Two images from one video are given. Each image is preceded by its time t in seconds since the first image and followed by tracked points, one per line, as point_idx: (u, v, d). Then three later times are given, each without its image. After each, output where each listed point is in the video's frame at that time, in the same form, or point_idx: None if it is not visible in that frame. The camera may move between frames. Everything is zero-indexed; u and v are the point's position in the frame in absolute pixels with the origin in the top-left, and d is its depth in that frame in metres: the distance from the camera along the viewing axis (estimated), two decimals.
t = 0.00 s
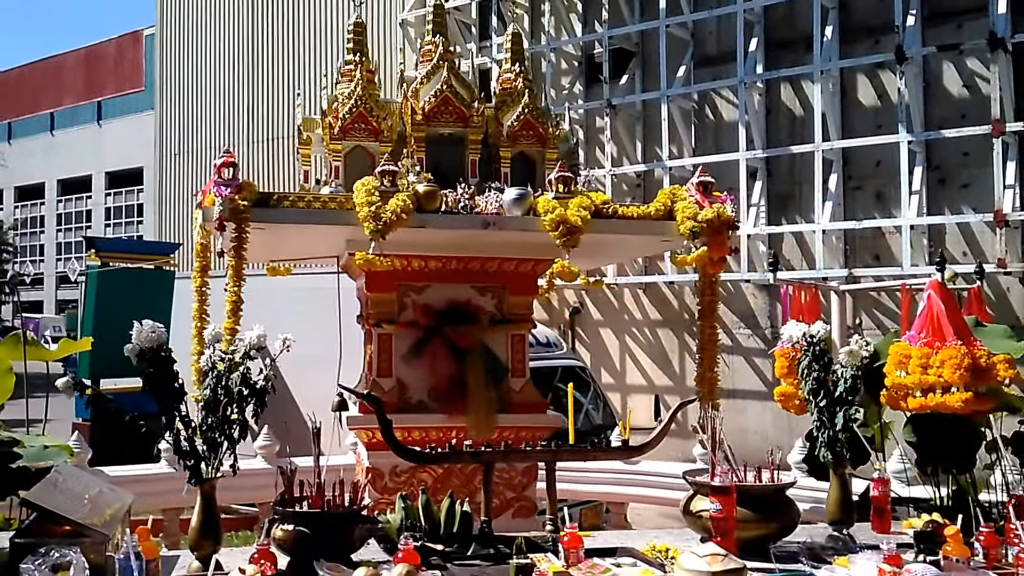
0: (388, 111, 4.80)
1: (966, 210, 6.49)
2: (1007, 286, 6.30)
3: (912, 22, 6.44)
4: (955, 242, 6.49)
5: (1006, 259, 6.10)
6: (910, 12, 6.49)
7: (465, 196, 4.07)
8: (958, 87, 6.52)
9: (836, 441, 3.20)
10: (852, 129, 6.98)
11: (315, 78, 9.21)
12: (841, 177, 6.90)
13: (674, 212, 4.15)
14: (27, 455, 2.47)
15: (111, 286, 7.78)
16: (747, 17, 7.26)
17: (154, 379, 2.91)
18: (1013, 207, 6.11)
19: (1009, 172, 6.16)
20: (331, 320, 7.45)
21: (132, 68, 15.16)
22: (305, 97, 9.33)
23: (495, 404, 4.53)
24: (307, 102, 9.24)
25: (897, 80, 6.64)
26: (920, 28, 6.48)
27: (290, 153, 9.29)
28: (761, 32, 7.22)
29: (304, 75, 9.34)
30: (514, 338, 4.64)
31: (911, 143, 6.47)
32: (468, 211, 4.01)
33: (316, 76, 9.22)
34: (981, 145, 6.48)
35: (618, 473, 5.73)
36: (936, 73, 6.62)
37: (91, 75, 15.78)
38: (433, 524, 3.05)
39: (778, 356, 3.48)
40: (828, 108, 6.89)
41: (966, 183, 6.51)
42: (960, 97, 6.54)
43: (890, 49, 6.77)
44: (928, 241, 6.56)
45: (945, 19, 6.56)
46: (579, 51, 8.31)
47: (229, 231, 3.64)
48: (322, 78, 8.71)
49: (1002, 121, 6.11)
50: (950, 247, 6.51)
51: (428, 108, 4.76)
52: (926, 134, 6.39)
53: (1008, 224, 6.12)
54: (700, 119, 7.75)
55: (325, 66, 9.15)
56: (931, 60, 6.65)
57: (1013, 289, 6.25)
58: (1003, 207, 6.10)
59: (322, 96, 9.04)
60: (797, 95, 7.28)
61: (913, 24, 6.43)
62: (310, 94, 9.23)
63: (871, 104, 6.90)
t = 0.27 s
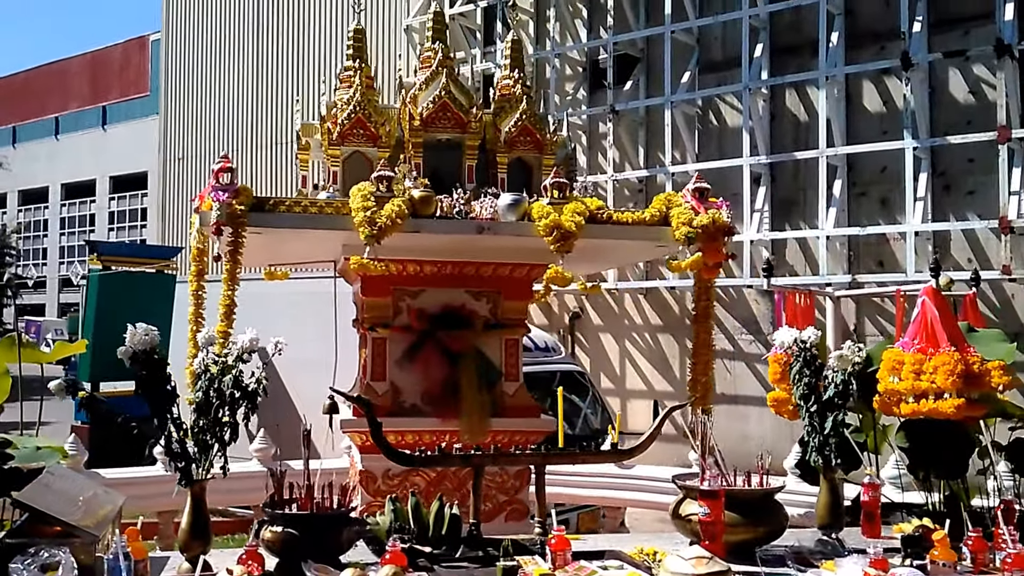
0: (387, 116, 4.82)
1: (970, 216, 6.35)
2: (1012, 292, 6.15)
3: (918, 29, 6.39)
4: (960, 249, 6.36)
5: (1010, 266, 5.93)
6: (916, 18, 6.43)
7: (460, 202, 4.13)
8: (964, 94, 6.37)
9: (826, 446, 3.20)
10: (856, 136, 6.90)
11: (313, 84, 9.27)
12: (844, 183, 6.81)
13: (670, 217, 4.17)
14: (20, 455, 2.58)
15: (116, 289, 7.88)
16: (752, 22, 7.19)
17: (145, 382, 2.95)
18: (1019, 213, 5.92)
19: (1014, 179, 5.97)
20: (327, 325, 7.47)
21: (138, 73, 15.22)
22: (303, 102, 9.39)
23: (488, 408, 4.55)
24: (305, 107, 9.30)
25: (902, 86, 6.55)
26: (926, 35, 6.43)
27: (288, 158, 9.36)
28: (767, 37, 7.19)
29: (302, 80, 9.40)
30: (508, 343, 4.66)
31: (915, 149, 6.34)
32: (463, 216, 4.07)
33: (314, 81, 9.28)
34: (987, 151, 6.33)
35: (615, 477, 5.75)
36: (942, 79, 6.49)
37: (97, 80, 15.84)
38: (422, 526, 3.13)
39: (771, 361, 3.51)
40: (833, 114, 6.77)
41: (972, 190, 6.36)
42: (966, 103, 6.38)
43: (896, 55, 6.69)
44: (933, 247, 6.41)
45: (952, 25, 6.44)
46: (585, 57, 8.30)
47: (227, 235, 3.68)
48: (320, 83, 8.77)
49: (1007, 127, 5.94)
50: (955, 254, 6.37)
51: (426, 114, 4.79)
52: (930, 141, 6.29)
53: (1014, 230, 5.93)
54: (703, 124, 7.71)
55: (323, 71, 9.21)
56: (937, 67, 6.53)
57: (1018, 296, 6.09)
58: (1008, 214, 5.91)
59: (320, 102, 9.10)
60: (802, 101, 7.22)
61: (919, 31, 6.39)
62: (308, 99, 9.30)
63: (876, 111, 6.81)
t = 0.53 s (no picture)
0: (383, 120, 4.83)
1: (975, 222, 6.15)
2: (1016, 297, 5.97)
3: (921, 33, 6.15)
4: (964, 253, 6.16)
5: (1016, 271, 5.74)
6: (919, 22, 6.18)
7: (455, 207, 4.14)
8: (967, 100, 6.19)
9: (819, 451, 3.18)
10: (860, 140, 6.70)
11: (310, 88, 9.30)
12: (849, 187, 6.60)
13: (663, 223, 4.18)
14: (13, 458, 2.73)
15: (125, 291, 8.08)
16: (755, 26, 7.03)
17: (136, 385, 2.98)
18: None
19: (1017, 185, 5.79)
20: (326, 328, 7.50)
21: (144, 76, 15.26)
22: (301, 106, 9.43)
23: (487, 411, 4.56)
24: (302, 111, 9.34)
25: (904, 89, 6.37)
26: (930, 39, 6.19)
27: (286, 161, 9.42)
28: (770, 42, 7.04)
29: (300, 84, 9.43)
30: (506, 347, 4.68)
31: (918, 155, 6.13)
32: (458, 220, 4.09)
33: (312, 85, 9.31)
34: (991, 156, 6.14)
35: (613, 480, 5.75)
36: (944, 84, 6.31)
37: (102, 81, 15.86)
38: (415, 529, 3.12)
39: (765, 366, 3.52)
40: (835, 119, 6.58)
41: (976, 195, 6.17)
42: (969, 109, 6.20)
43: (899, 59, 6.51)
44: (938, 251, 6.20)
45: (955, 30, 6.23)
46: (588, 61, 8.27)
47: (220, 239, 3.70)
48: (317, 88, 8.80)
49: (1009, 133, 5.75)
50: (959, 258, 6.18)
51: (421, 119, 4.79)
52: (934, 146, 6.05)
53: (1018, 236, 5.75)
54: (707, 129, 7.60)
55: (320, 75, 9.23)
56: (939, 71, 6.33)
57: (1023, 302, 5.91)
58: (1012, 219, 5.72)
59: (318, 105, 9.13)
60: (805, 105, 7.06)
61: (921, 36, 6.15)
62: (306, 103, 9.33)
63: (880, 116, 6.62)
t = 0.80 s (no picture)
0: (381, 121, 4.81)
1: (977, 225, 6.14)
2: (1019, 301, 5.95)
3: (922, 36, 6.15)
4: (967, 255, 6.15)
5: (1018, 273, 5.74)
6: (921, 25, 6.21)
7: (451, 210, 4.14)
8: (969, 102, 6.19)
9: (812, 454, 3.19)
10: (862, 143, 6.71)
11: (308, 89, 9.31)
12: (852, 189, 6.60)
13: (660, 225, 4.18)
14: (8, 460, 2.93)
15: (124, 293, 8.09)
16: (757, 29, 7.01)
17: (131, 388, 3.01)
18: None
19: (1018, 188, 5.80)
20: (325, 330, 7.51)
21: (150, 77, 15.29)
22: (299, 107, 9.45)
23: (487, 412, 4.56)
24: (300, 112, 9.36)
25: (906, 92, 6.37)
26: (931, 41, 6.20)
27: (285, 162, 9.44)
28: (772, 45, 7.02)
29: (298, 85, 9.44)
30: (505, 349, 4.68)
31: (920, 157, 6.13)
32: (454, 221, 4.09)
33: (309, 86, 9.31)
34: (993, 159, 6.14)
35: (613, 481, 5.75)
36: (946, 87, 6.31)
37: (107, 82, 15.88)
38: (410, 531, 3.13)
39: (761, 369, 3.55)
40: (838, 121, 6.59)
41: (978, 198, 6.17)
42: (972, 112, 6.20)
43: (901, 62, 6.51)
44: (941, 255, 6.20)
45: (956, 32, 6.23)
46: (591, 62, 8.26)
47: (217, 241, 3.71)
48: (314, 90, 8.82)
49: (1011, 135, 5.75)
50: (962, 261, 6.18)
51: (418, 120, 4.80)
52: (936, 149, 6.07)
53: (1019, 238, 5.76)
54: (710, 131, 7.57)
55: (318, 76, 9.25)
56: (941, 74, 6.33)
57: None
58: (1014, 222, 5.74)
59: (315, 107, 9.14)
60: (808, 108, 7.03)
61: (923, 38, 6.15)
62: (303, 104, 9.34)
63: (881, 118, 6.62)
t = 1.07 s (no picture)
0: (380, 119, 4.83)
1: (972, 223, 6.19)
2: (1015, 298, 5.97)
3: (920, 34, 6.18)
4: (964, 254, 6.20)
5: (1013, 271, 5.76)
6: (918, 24, 6.24)
7: (449, 208, 4.18)
8: (965, 101, 6.22)
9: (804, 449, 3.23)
10: (859, 142, 6.75)
11: (307, 88, 9.35)
12: (848, 188, 6.63)
13: (656, 223, 4.22)
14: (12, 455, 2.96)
15: (127, 289, 8.17)
16: (756, 28, 7.05)
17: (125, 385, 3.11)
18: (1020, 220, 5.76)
19: (1013, 186, 5.81)
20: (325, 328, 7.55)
21: (156, 77, 15.33)
22: (298, 106, 9.50)
23: (486, 409, 4.59)
24: (299, 111, 9.41)
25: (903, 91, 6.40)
26: (928, 40, 6.22)
27: (284, 160, 9.49)
28: (771, 44, 7.06)
29: (297, 84, 9.48)
30: (503, 347, 4.72)
31: (917, 156, 6.16)
32: (453, 219, 4.13)
33: (308, 85, 9.36)
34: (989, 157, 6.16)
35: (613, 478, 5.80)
36: (943, 86, 6.34)
37: (115, 82, 15.95)
38: (405, 527, 3.20)
39: (754, 366, 3.60)
40: (835, 120, 6.63)
41: (973, 196, 6.20)
42: (968, 111, 6.23)
43: (898, 61, 6.54)
44: (937, 253, 6.22)
45: (952, 32, 6.27)
46: (592, 61, 8.29)
47: (216, 239, 3.75)
48: (312, 88, 8.86)
49: (1006, 134, 5.78)
50: (958, 259, 6.21)
51: (418, 118, 4.83)
52: (932, 148, 6.09)
53: (1014, 237, 5.78)
54: (709, 130, 7.61)
55: (317, 75, 9.29)
56: (938, 72, 6.37)
57: (1021, 302, 5.93)
58: (1008, 220, 5.75)
59: (314, 105, 9.19)
60: (806, 107, 7.06)
61: (921, 37, 6.19)
62: (302, 103, 9.39)
63: (878, 118, 6.65)
